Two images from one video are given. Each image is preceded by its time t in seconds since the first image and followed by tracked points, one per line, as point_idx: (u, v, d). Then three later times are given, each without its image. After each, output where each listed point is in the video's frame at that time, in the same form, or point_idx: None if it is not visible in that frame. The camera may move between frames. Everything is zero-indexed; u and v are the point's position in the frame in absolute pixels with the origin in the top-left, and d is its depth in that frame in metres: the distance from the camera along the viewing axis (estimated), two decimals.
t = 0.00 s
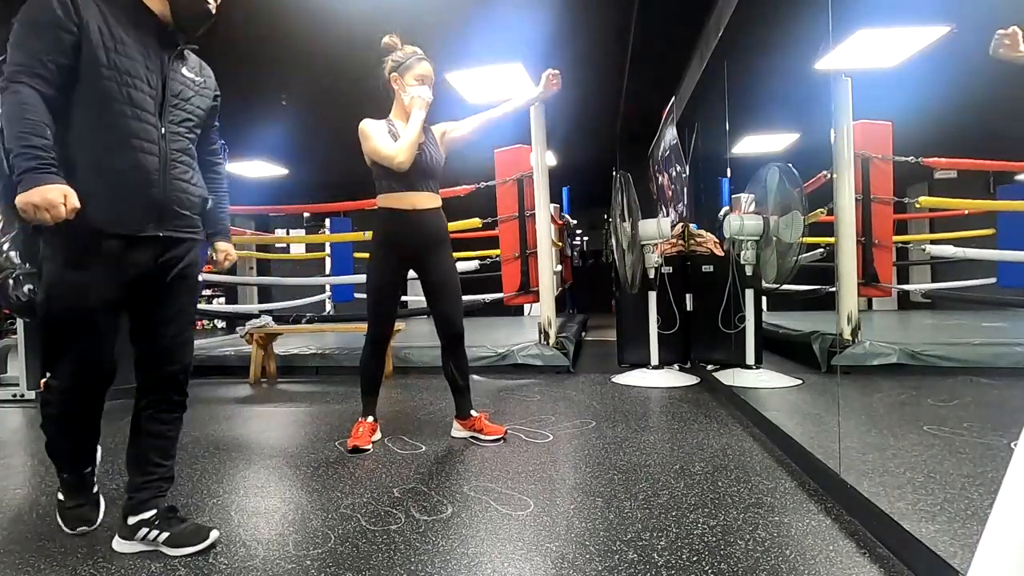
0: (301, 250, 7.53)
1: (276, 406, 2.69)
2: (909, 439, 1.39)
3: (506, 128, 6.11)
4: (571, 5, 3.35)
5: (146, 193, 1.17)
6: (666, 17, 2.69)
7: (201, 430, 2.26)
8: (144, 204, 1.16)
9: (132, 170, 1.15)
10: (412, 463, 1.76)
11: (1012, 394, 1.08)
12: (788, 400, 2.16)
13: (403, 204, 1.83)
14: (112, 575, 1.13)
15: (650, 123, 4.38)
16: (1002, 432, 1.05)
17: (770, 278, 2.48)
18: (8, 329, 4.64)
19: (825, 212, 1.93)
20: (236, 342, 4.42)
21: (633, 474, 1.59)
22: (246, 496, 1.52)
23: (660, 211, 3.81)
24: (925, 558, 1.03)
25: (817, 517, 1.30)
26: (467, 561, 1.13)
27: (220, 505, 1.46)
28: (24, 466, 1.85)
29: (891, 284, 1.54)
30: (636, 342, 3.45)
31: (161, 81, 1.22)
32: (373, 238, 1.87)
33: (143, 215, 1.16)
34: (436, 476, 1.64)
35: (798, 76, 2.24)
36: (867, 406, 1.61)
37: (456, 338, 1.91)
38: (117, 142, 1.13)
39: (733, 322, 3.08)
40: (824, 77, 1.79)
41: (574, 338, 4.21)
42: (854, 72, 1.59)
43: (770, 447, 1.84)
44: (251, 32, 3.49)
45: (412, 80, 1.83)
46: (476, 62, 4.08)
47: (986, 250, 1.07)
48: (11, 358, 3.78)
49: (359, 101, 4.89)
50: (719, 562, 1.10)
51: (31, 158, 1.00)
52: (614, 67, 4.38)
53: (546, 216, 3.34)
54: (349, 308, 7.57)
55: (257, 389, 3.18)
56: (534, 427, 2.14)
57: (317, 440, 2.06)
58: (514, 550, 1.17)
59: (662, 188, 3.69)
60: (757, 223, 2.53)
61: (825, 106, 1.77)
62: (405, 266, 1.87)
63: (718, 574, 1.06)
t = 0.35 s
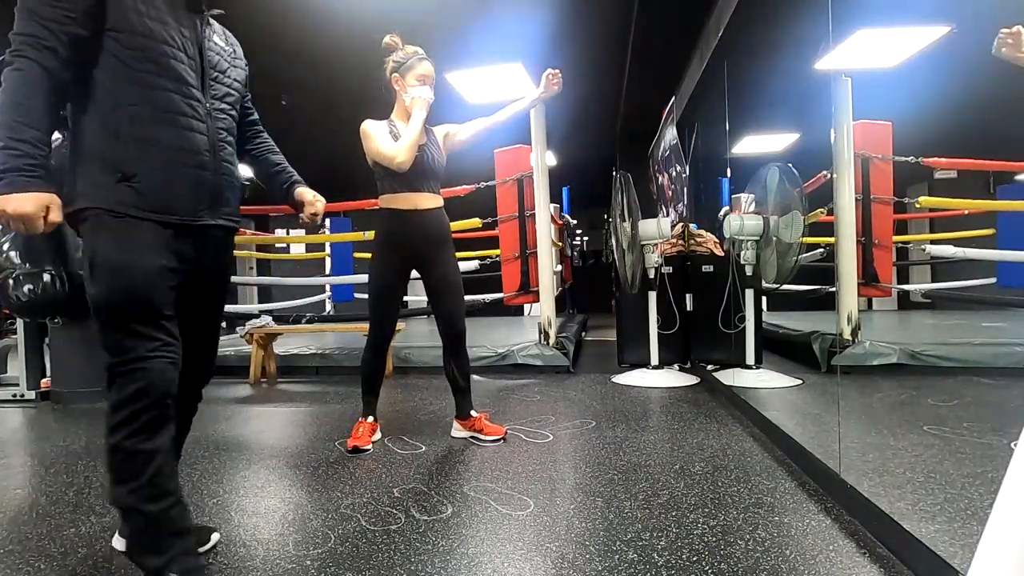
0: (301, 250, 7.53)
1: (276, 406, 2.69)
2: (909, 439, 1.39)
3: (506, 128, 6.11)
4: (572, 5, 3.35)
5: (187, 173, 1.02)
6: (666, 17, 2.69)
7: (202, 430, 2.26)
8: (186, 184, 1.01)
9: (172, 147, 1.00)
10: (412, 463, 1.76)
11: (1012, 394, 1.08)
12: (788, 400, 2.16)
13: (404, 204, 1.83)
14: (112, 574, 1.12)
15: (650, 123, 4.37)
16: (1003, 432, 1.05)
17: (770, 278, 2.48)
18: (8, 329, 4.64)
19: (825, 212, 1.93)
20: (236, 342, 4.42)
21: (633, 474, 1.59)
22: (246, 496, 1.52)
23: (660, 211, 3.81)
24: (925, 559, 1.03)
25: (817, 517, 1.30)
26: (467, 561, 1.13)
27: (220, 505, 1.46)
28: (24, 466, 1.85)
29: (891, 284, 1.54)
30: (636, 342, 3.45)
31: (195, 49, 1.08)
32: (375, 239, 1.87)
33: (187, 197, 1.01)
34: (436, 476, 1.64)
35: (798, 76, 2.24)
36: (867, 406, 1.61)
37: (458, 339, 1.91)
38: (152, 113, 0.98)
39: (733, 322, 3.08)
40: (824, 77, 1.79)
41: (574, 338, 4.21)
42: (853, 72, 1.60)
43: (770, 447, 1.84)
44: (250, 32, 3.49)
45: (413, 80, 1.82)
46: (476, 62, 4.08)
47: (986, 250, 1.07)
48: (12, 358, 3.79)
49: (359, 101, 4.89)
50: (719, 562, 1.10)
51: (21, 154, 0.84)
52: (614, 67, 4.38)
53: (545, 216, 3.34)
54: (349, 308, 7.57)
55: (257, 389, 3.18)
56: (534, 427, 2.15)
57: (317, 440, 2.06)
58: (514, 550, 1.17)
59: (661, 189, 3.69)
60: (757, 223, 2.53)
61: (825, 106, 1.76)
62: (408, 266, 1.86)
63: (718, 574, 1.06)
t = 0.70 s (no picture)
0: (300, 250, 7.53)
1: (276, 406, 2.69)
2: (909, 439, 1.39)
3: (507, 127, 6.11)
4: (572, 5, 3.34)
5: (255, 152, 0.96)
6: (666, 17, 2.69)
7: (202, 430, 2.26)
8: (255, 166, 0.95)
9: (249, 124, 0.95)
10: (412, 463, 1.76)
11: (1012, 394, 1.08)
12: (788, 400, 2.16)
13: (404, 204, 1.83)
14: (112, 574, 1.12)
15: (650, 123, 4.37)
16: (1003, 432, 1.05)
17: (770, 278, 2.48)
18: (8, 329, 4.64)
19: (825, 212, 1.93)
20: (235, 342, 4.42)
21: (633, 474, 1.59)
22: (246, 496, 1.52)
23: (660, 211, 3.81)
24: (925, 559, 1.03)
25: (817, 517, 1.30)
26: (467, 561, 1.13)
27: (220, 505, 1.46)
28: (24, 466, 1.85)
29: (891, 284, 1.53)
30: (636, 342, 3.45)
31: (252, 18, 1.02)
32: (374, 239, 1.87)
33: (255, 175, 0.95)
34: (436, 476, 1.64)
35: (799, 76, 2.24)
36: (867, 406, 1.61)
37: (458, 338, 1.91)
38: (227, 78, 0.91)
39: (733, 322, 3.08)
40: (824, 77, 1.79)
41: (574, 338, 4.21)
42: (853, 72, 1.59)
43: (770, 447, 1.84)
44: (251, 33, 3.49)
45: (412, 80, 1.82)
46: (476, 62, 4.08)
47: (986, 250, 1.07)
48: (12, 358, 3.79)
49: (359, 101, 4.89)
50: (719, 563, 1.10)
51: (130, 97, 0.78)
52: (614, 67, 4.38)
53: (546, 216, 3.33)
54: (349, 308, 7.56)
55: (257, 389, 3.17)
56: (534, 427, 2.14)
57: (317, 440, 2.06)
58: (513, 550, 1.17)
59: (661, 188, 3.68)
60: (757, 223, 2.53)
61: (826, 105, 1.76)
62: (407, 266, 1.86)
63: (718, 574, 1.06)
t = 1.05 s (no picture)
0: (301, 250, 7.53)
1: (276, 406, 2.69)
2: (909, 439, 1.40)
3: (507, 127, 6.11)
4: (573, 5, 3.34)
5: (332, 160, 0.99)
6: (667, 17, 2.69)
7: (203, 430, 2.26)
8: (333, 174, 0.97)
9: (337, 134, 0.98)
10: (412, 463, 1.76)
11: (1012, 394, 1.08)
12: (788, 400, 2.16)
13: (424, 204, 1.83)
14: (112, 574, 1.12)
15: (651, 123, 4.37)
16: (1002, 432, 1.05)
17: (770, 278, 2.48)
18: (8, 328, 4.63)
19: (825, 212, 1.93)
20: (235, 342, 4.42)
21: (633, 475, 1.59)
22: (246, 496, 1.52)
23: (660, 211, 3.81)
24: (926, 559, 1.03)
25: (817, 517, 1.30)
26: (467, 561, 1.13)
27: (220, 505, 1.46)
28: (24, 466, 1.85)
29: (892, 284, 1.53)
30: (636, 342, 3.45)
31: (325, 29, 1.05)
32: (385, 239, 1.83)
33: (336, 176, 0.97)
34: (436, 476, 1.64)
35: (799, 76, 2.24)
36: (867, 407, 1.61)
37: (466, 336, 1.91)
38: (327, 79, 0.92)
39: (733, 322, 3.08)
40: (824, 77, 1.78)
41: (575, 338, 4.21)
42: (852, 73, 1.59)
43: (770, 447, 1.84)
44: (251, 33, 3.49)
45: (434, 84, 1.82)
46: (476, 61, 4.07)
47: (987, 250, 1.07)
48: (11, 359, 3.79)
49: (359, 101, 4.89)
50: (719, 562, 1.10)
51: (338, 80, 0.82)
52: (614, 67, 4.38)
53: (546, 216, 3.34)
54: (348, 309, 7.55)
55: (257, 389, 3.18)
56: (534, 427, 2.14)
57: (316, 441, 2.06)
58: (513, 550, 1.17)
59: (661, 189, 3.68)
60: (757, 223, 2.53)
61: (826, 105, 1.76)
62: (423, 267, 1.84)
63: (719, 574, 1.06)
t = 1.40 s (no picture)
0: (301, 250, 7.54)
1: (276, 406, 2.69)
2: (909, 439, 1.40)
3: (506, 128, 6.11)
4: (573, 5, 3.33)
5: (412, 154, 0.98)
6: (667, 17, 2.69)
7: (203, 430, 2.26)
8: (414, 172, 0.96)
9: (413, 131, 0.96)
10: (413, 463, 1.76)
11: (1012, 394, 1.08)
12: (788, 400, 2.16)
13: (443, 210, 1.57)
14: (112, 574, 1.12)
15: (650, 123, 4.37)
16: (1002, 432, 1.05)
17: (770, 278, 2.48)
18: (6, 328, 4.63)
19: (825, 212, 1.93)
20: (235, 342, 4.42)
21: (633, 475, 1.59)
22: (247, 496, 1.52)
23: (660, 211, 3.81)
24: (925, 559, 1.03)
25: (817, 517, 1.30)
26: (469, 561, 1.13)
27: (220, 505, 1.46)
28: (24, 466, 1.85)
29: (892, 284, 1.55)
30: (637, 342, 3.45)
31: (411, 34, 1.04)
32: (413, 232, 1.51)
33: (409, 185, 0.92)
34: (437, 476, 1.64)
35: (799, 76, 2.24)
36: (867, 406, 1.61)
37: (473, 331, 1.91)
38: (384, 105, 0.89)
39: (733, 322, 3.11)
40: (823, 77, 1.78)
41: (574, 338, 4.21)
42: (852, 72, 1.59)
43: (770, 447, 1.84)
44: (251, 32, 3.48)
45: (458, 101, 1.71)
46: (476, 61, 4.07)
47: (987, 250, 1.07)
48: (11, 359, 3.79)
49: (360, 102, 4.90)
50: (719, 562, 1.10)
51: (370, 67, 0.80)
52: (615, 67, 4.38)
53: (546, 216, 3.31)
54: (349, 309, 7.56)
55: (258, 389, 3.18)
56: (534, 427, 2.14)
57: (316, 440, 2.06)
58: (515, 550, 1.17)
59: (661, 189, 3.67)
60: (758, 223, 2.55)
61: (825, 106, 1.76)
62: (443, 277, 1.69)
63: (719, 574, 1.06)
